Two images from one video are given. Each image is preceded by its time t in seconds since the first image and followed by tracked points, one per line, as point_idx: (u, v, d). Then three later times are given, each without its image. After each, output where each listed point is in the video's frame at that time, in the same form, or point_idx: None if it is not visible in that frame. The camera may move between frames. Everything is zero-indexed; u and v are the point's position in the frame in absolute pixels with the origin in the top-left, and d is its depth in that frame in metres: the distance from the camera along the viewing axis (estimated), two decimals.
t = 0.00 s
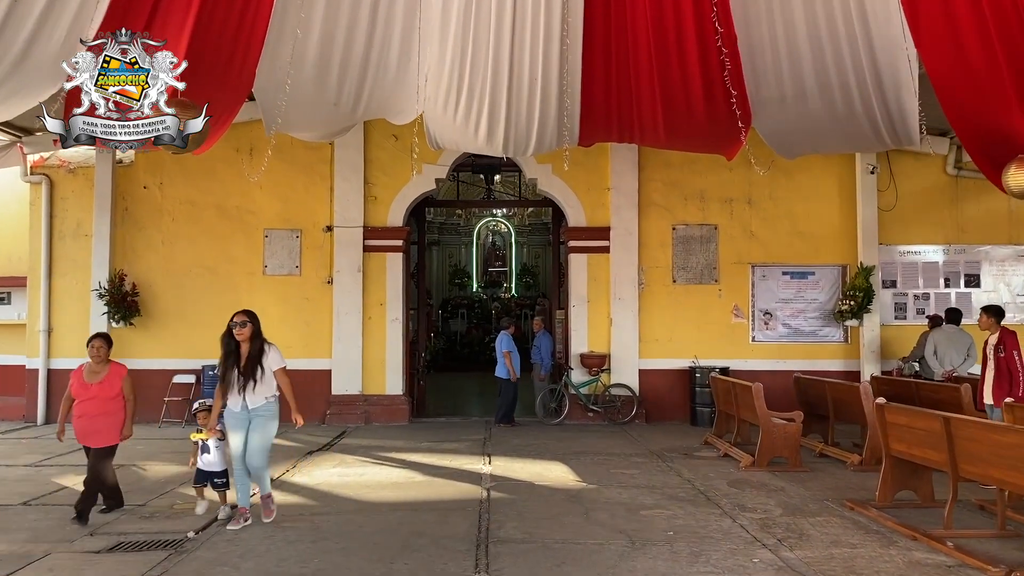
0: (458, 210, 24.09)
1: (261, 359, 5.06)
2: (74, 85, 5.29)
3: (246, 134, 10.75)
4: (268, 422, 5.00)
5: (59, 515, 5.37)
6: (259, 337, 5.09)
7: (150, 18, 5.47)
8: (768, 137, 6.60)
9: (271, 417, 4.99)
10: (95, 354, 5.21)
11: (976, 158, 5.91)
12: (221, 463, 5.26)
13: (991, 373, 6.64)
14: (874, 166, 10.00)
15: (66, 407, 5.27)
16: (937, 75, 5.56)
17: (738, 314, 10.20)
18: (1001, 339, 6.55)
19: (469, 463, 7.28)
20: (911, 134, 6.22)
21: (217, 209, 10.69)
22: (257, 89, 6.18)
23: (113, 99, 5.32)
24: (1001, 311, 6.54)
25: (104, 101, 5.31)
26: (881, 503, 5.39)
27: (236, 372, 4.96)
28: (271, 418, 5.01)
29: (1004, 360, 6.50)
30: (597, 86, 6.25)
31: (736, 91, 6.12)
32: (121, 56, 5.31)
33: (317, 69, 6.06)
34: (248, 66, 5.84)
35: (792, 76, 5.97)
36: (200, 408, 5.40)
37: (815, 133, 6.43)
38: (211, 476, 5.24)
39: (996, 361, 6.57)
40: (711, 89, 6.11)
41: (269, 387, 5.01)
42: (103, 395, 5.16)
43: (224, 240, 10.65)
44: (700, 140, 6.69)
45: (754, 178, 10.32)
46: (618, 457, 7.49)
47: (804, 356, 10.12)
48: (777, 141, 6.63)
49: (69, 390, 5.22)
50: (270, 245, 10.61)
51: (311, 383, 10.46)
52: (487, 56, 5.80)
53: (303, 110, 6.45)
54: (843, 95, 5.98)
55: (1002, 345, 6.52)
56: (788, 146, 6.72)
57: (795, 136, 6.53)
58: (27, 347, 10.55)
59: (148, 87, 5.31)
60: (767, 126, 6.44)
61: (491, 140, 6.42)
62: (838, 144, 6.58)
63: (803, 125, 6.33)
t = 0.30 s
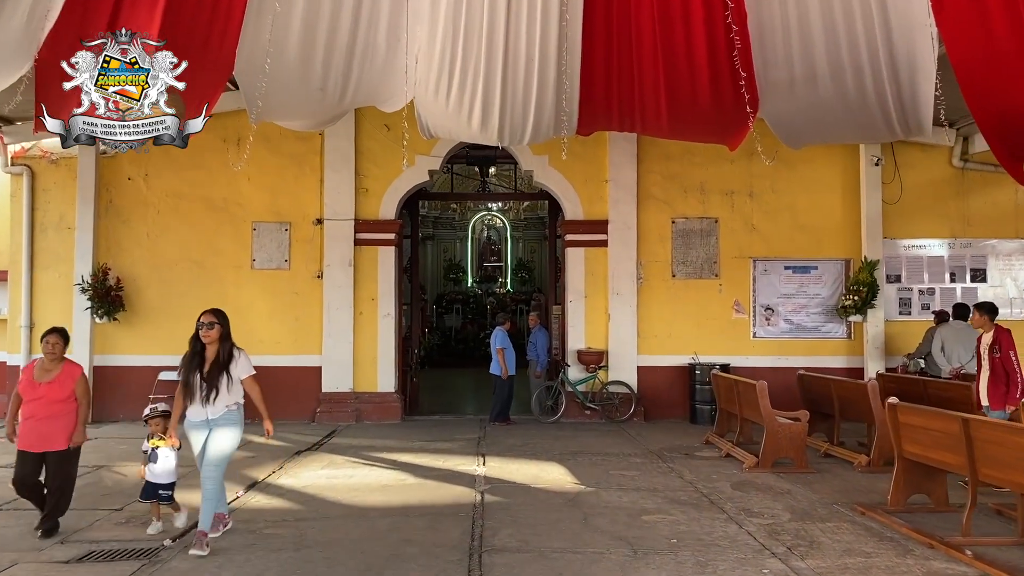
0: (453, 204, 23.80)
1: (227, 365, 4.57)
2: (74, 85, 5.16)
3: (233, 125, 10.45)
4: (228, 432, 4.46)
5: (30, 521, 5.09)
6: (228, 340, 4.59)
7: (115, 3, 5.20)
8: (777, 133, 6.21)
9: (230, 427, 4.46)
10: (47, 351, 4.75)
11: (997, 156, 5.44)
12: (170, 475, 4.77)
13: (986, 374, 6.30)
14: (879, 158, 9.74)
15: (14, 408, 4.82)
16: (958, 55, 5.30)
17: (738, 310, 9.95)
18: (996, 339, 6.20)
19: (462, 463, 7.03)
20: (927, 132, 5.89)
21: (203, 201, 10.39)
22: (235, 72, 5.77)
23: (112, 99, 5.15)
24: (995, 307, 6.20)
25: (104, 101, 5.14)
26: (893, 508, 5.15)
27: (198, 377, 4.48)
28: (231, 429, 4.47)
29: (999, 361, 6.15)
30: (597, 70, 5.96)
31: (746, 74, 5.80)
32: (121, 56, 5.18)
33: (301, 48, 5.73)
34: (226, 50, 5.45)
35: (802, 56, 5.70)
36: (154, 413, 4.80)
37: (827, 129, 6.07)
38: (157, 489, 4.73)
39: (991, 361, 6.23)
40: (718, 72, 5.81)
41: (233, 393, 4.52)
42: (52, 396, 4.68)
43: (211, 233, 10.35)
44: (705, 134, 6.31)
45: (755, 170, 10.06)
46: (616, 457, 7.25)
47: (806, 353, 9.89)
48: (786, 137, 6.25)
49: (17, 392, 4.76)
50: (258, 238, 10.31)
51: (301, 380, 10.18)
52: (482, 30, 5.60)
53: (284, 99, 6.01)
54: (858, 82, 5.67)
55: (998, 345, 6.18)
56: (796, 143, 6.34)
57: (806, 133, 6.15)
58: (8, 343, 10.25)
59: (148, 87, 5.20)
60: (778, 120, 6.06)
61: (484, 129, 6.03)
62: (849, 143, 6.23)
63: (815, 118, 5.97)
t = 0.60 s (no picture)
0: (448, 199, 23.48)
1: (194, 360, 4.18)
2: (75, 85, 4.94)
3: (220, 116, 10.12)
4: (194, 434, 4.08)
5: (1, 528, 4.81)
6: (194, 333, 4.21)
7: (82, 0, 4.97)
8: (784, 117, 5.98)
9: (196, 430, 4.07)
10: None
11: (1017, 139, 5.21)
12: (127, 489, 4.20)
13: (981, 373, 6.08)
14: (885, 151, 9.52)
15: None
16: (982, 29, 5.07)
17: (740, 306, 9.72)
18: (992, 336, 5.98)
19: (457, 465, 6.76)
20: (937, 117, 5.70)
21: (191, 193, 10.08)
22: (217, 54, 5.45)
23: (112, 99, 4.92)
24: (992, 303, 6.01)
25: (103, 101, 4.92)
26: (908, 513, 4.92)
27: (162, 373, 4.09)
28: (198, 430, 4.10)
29: (994, 360, 5.93)
30: (601, 51, 5.70)
31: (759, 54, 5.54)
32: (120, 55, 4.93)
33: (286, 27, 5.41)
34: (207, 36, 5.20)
35: (815, 39, 5.44)
36: (107, 420, 4.18)
37: (835, 112, 5.86)
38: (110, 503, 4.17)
39: (986, 360, 6.01)
40: (728, 52, 5.55)
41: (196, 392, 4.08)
42: None
43: (199, 227, 10.05)
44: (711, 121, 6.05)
45: (758, 163, 9.82)
46: (617, 458, 7.01)
47: (809, 350, 9.66)
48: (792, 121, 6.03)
49: None
50: (247, 232, 10.02)
51: (291, 378, 9.90)
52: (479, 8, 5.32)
53: (269, 80, 5.71)
54: (871, 63, 5.45)
55: (993, 344, 5.96)
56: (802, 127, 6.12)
57: (812, 116, 5.94)
58: None
59: (148, 87, 4.98)
60: (786, 102, 5.83)
61: (482, 110, 5.81)
62: (855, 127, 6.04)
63: (824, 100, 5.75)
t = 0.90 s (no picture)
0: (441, 196, 23.20)
1: (143, 369, 3.76)
2: (75, 86, 4.86)
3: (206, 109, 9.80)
4: (153, 447, 3.74)
5: None
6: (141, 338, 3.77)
7: None
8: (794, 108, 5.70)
9: (152, 447, 3.70)
10: None
11: None
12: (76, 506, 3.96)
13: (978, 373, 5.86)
14: (890, 146, 9.29)
15: None
16: (1009, 9, 4.79)
17: (742, 305, 9.48)
18: (992, 337, 5.71)
19: (451, 471, 6.50)
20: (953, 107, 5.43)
21: (177, 188, 9.77)
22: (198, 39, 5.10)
23: (113, 99, 5.06)
24: (992, 302, 5.73)
25: (104, 100, 5.02)
26: (925, 523, 4.70)
27: (107, 386, 3.69)
28: (156, 443, 3.76)
29: (994, 362, 5.70)
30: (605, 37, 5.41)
31: (774, 37, 5.26)
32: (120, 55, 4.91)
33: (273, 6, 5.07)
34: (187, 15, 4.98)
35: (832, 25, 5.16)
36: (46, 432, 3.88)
37: (849, 105, 5.57)
38: (60, 525, 3.94)
39: (985, 362, 5.78)
40: (740, 36, 5.30)
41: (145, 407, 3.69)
42: None
43: (186, 223, 9.75)
44: (723, 109, 5.77)
45: (760, 159, 9.57)
46: (617, 464, 6.75)
47: (812, 351, 9.44)
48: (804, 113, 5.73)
49: None
50: (235, 228, 9.72)
51: (281, 379, 9.62)
52: None
53: (253, 64, 5.34)
54: (889, 49, 5.17)
55: (993, 345, 5.71)
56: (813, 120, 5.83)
57: (823, 108, 5.65)
58: None
59: (149, 87, 5.06)
60: (796, 91, 5.55)
61: (478, 99, 5.53)
62: (868, 123, 5.77)
63: (838, 90, 5.46)
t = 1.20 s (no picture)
0: (434, 193, 22.95)
1: (65, 368, 3.24)
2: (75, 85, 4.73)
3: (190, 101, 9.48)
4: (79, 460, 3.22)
5: None
6: (58, 331, 3.27)
7: None
8: (800, 98, 5.49)
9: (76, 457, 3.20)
10: None
11: None
12: None
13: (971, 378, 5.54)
14: (892, 141, 9.08)
15: None
16: None
17: (740, 304, 9.25)
18: (982, 339, 5.44)
19: (441, 476, 6.24)
20: (963, 95, 5.26)
21: (160, 182, 9.46)
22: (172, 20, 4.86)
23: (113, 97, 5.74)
24: (980, 301, 5.50)
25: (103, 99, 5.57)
26: (938, 532, 4.50)
27: (24, 389, 3.18)
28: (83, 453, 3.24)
29: (986, 366, 5.39)
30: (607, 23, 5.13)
31: (787, 16, 4.98)
32: (121, 56, 5.54)
33: None
34: None
35: (846, 10, 4.89)
36: None
37: (856, 96, 5.37)
38: None
39: (976, 366, 5.47)
40: (748, 17, 5.03)
41: (79, 415, 3.23)
42: None
43: (169, 218, 9.43)
44: (729, 97, 5.55)
45: (759, 154, 9.35)
46: (614, 467, 6.51)
47: (812, 350, 9.23)
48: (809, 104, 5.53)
49: None
50: (219, 223, 9.42)
51: (266, 379, 9.33)
52: None
53: (233, 44, 5.05)
54: (903, 37, 4.96)
55: (983, 348, 5.43)
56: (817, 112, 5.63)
57: (830, 99, 5.45)
58: None
59: (148, 87, 5.85)
60: (804, 80, 5.33)
61: (472, 86, 5.25)
62: (875, 115, 5.57)
63: (847, 80, 5.25)
